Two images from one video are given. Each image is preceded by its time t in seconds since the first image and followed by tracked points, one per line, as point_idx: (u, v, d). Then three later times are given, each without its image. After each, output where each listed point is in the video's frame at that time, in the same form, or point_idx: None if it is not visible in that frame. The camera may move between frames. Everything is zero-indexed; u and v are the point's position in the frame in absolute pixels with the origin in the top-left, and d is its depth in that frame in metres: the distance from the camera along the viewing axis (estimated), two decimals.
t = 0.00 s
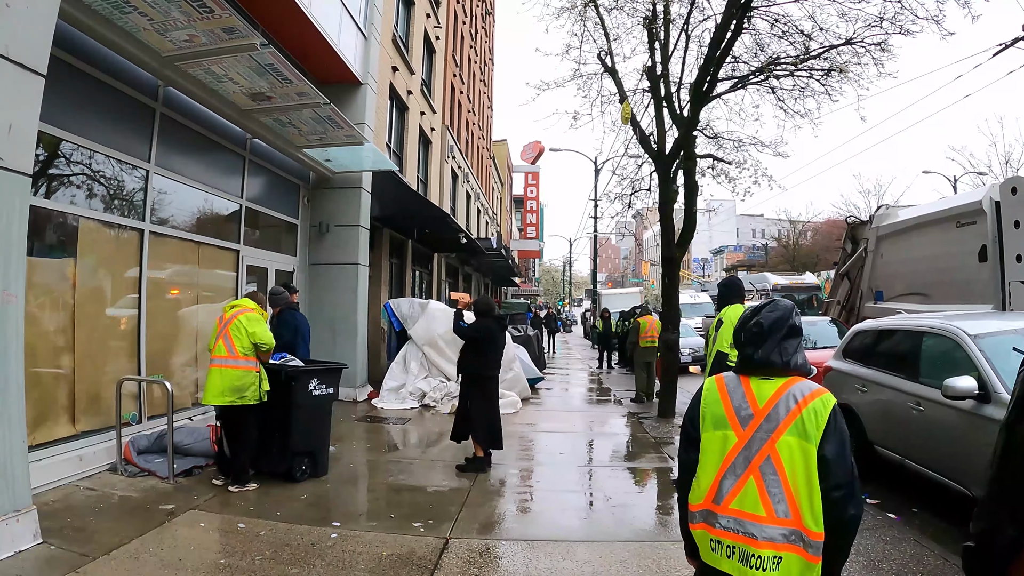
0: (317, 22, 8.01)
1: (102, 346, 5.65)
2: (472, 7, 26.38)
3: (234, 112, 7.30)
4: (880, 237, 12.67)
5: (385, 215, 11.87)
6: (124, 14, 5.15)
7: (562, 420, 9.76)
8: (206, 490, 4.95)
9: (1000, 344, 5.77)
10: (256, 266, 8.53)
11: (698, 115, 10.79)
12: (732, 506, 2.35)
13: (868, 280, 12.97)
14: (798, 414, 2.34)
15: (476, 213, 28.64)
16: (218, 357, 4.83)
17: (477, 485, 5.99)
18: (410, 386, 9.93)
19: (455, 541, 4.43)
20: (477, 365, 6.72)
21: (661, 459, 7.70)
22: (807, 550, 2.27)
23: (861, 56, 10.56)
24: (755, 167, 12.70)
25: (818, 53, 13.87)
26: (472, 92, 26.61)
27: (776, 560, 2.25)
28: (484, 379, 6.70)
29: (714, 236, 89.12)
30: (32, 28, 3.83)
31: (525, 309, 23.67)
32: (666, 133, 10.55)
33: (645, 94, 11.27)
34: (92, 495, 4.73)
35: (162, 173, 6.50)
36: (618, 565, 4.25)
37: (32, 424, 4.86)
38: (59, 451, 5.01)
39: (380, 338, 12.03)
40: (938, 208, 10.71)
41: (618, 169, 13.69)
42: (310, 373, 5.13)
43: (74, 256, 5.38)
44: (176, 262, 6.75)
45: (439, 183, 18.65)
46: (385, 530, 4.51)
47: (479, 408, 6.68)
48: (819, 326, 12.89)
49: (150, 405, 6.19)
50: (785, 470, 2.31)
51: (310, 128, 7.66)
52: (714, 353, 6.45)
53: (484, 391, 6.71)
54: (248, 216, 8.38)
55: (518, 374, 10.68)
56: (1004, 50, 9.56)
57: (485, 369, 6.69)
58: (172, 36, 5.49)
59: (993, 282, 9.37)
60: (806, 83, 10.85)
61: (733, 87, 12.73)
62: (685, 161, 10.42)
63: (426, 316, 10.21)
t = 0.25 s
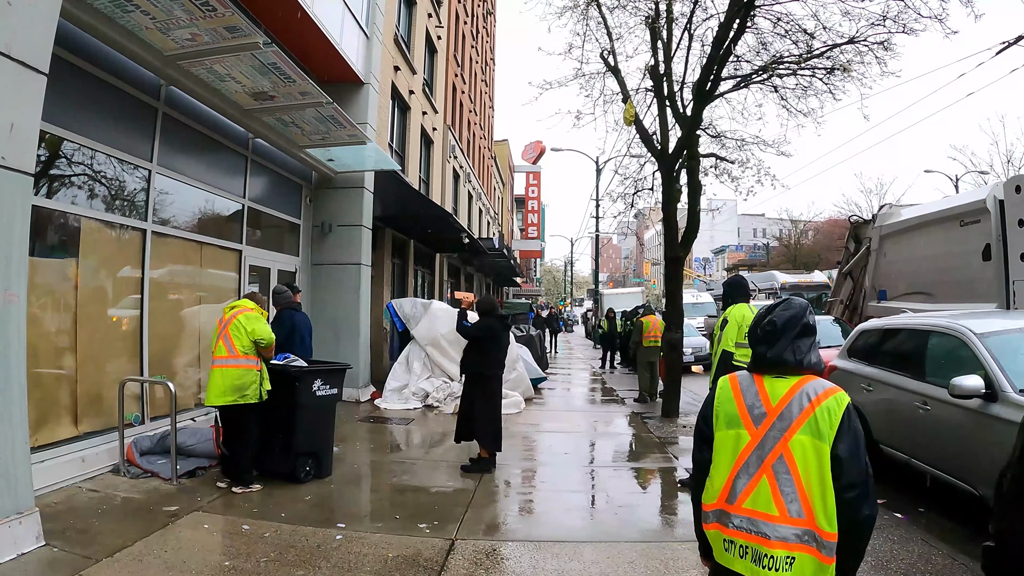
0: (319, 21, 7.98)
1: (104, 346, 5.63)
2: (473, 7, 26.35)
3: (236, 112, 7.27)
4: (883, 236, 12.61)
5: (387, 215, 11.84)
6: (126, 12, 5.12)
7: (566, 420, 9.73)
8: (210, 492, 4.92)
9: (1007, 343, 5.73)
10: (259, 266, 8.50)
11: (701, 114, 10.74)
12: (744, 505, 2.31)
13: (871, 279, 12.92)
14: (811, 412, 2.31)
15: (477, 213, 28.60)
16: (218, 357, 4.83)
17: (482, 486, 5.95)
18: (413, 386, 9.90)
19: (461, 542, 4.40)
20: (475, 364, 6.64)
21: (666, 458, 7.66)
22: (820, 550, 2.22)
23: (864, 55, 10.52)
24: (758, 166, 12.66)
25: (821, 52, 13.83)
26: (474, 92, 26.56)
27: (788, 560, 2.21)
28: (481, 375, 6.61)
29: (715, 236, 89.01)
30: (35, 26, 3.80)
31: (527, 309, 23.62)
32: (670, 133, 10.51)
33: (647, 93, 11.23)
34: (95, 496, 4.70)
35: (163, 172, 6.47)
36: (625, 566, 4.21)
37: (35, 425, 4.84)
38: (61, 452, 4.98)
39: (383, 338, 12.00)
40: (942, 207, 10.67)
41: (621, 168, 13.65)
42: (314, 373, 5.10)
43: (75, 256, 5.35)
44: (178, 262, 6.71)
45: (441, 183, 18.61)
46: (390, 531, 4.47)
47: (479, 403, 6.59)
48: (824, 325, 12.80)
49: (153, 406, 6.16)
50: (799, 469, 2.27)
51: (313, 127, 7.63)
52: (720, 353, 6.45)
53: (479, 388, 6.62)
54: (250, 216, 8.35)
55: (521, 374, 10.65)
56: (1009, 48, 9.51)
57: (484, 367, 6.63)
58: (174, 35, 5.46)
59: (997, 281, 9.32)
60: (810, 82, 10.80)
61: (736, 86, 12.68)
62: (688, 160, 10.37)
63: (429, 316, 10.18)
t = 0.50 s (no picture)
0: (326, 18, 7.92)
1: (109, 346, 5.56)
2: (477, 6, 26.28)
3: (243, 109, 7.20)
4: (890, 235, 12.51)
5: (393, 214, 11.79)
6: (134, 8, 5.05)
7: (574, 420, 9.66)
8: (219, 493, 4.86)
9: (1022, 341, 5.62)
10: (265, 265, 8.44)
11: (709, 112, 10.66)
12: (779, 505, 2.26)
13: (878, 278, 12.82)
14: (846, 410, 2.24)
15: (481, 212, 28.53)
16: (226, 356, 4.76)
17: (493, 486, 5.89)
18: (419, 385, 9.83)
19: (475, 543, 4.34)
20: (489, 364, 6.59)
21: (676, 458, 7.59)
22: (856, 550, 2.17)
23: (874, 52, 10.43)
24: (766, 165, 12.57)
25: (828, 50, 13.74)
26: (477, 91, 26.49)
27: (825, 561, 2.16)
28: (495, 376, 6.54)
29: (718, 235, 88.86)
30: (42, 21, 3.74)
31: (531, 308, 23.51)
32: (678, 132, 10.44)
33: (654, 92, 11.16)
34: (102, 498, 4.64)
35: (168, 170, 6.38)
36: (642, 568, 4.14)
37: (41, 426, 4.78)
38: (68, 453, 4.91)
39: (388, 338, 11.94)
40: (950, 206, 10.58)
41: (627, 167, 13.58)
42: (324, 373, 5.03)
43: (79, 255, 5.28)
44: (182, 261, 6.64)
45: (445, 182, 18.56)
46: (403, 533, 4.41)
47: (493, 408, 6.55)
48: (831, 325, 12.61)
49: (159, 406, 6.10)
50: (835, 468, 2.21)
51: (320, 125, 7.57)
52: (733, 352, 6.37)
53: (493, 389, 6.55)
54: (256, 215, 8.29)
55: (528, 374, 10.58)
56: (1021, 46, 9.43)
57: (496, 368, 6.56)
58: (182, 30, 5.41)
59: (1005, 279, 9.22)
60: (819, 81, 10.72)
61: (744, 84, 12.59)
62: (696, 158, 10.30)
63: (435, 315, 10.12)
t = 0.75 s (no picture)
0: (335, 17, 7.85)
1: (115, 348, 5.48)
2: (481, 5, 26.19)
3: (253, 108, 7.13)
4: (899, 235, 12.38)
5: (400, 214, 11.72)
6: (145, 4, 4.98)
7: (584, 421, 9.57)
8: (231, 496, 4.78)
9: None
10: (273, 266, 8.37)
11: (720, 111, 10.56)
12: (825, 509, 2.20)
13: (886, 279, 12.69)
14: (893, 413, 2.17)
15: (485, 213, 28.43)
16: (242, 356, 4.69)
17: (508, 489, 5.81)
18: (428, 387, 9.76)
19: (495, 548, 4.26)
20: (502, 365, 6.50)
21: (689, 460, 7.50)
22: (903, 553, 2.11)
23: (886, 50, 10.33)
24: (775, 164, 12.48)
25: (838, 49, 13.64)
26: (481, 90, 26.40)
27: (871, 564, 2.11)
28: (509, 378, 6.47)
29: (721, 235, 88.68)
30: (54, 15, 3.67)
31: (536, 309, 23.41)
32: (688, 131, 10.34)
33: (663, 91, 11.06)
34: (112, 503, 4.57)
35: (175, 168, 6.28)
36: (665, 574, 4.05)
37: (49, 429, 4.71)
38: (77, 457, 4.84)
39: (396, 338, 11.87)
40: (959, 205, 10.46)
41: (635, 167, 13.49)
42: (337, 374, 4.95)
43: (84, 256, 5.19)
44: (190, 261, 6.57)
45: (451, 182, 18.48)
46: (421, 537, 4.33)
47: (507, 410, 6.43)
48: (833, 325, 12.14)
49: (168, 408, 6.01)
50: (881, 471, 2.15)
51: (329, 124, 7.49)
52: (749, 352, 6.28)
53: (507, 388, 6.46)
54: (264, 215, 8.22)
55: (537, 375, 10.50)
56: None
57: (511, 371, 6.47)
58: (193, 27, 5.33)
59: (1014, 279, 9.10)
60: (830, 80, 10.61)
61: (753, 83, 12.48)
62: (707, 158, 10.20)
63: (443, 316, 10.05)
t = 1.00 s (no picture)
0: (342, 17, 7.79)
1: (118, 350, 5.40)
2: (485, 7, 26.16)
3: (260, 108, 7.06)
4: (906, 236, 12.27)
5: (406, 215, 11.65)
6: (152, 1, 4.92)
7: (591, 423, 9.49)
8: (239, 501, 4.70)
9: None
10: (279, 267, 8.30)
11: (727, 111, 10.49)
12: (864, 516, 2.12)
13: (894, 280, 12.62)
14: (932, 417, 2.11)
15: (489, 214, 28.35)
16: (265, 355, 4.61)
17: (518, 492, 5.73)
18: (434, 389, 9.68)
19: (510, 554, 4.18)
20: (503, 367, 6.34)
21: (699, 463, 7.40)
22: (940, 559, 2.06)
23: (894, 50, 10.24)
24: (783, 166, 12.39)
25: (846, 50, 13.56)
26: (485, 92, 26.35)
27: (911, 571, 2.05)
28: (513, 380, 6.35)
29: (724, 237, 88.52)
30: (60, 11, 3.60)
31: (540, 310, 23.32)
32: (696, 132, 10.27)
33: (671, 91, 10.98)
34: (119, 508, 4.50)
35: (180, 168, 6.22)
36: None
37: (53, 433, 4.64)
38: (82, 462, 4.78)
39: (401, 340, 11.79)
40: (968, 206, 10.36)
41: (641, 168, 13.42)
42: (347, 378, 4.88)
43: (86, 258, 5.11)
44: (195, 262, 6.49)
45: (455, 184, 18.42)
46: (434, 543, 4.25)
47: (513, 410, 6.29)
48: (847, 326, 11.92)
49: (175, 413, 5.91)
50: (921, 476, 2.09)
51: (336, 124, 7.43)
52: (762, 354, 6.19)
53: (511, 390, 6.34)
54: (270, 216, 8.15)
55: (544, 377, 10.42)
56: None
57: (514, 374, 6.35)
58: (201, 26, 5.28)
59: None
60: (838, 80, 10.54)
61: (760, 84, 12.40)
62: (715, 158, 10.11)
63: (450, 317, 9.98)
